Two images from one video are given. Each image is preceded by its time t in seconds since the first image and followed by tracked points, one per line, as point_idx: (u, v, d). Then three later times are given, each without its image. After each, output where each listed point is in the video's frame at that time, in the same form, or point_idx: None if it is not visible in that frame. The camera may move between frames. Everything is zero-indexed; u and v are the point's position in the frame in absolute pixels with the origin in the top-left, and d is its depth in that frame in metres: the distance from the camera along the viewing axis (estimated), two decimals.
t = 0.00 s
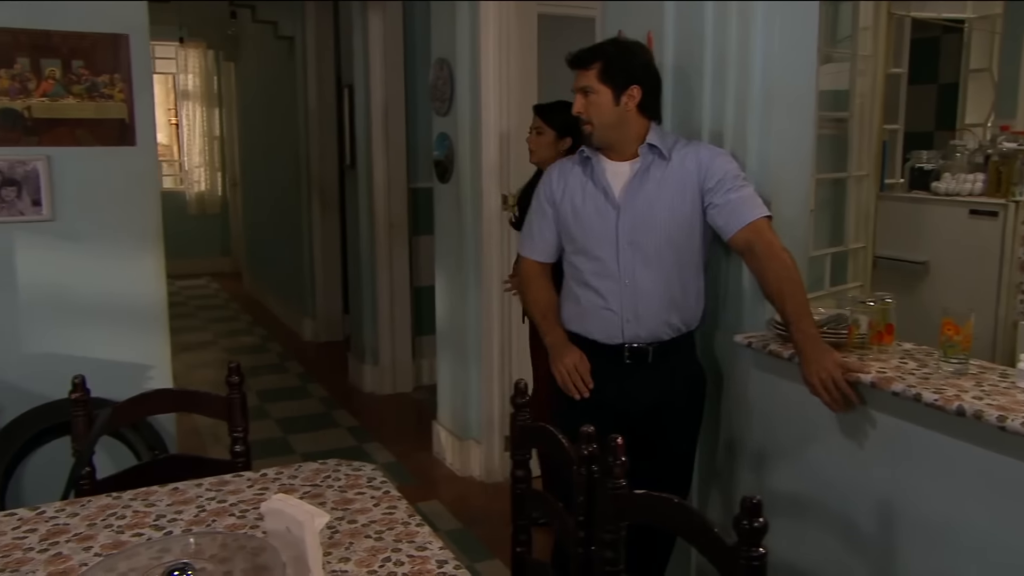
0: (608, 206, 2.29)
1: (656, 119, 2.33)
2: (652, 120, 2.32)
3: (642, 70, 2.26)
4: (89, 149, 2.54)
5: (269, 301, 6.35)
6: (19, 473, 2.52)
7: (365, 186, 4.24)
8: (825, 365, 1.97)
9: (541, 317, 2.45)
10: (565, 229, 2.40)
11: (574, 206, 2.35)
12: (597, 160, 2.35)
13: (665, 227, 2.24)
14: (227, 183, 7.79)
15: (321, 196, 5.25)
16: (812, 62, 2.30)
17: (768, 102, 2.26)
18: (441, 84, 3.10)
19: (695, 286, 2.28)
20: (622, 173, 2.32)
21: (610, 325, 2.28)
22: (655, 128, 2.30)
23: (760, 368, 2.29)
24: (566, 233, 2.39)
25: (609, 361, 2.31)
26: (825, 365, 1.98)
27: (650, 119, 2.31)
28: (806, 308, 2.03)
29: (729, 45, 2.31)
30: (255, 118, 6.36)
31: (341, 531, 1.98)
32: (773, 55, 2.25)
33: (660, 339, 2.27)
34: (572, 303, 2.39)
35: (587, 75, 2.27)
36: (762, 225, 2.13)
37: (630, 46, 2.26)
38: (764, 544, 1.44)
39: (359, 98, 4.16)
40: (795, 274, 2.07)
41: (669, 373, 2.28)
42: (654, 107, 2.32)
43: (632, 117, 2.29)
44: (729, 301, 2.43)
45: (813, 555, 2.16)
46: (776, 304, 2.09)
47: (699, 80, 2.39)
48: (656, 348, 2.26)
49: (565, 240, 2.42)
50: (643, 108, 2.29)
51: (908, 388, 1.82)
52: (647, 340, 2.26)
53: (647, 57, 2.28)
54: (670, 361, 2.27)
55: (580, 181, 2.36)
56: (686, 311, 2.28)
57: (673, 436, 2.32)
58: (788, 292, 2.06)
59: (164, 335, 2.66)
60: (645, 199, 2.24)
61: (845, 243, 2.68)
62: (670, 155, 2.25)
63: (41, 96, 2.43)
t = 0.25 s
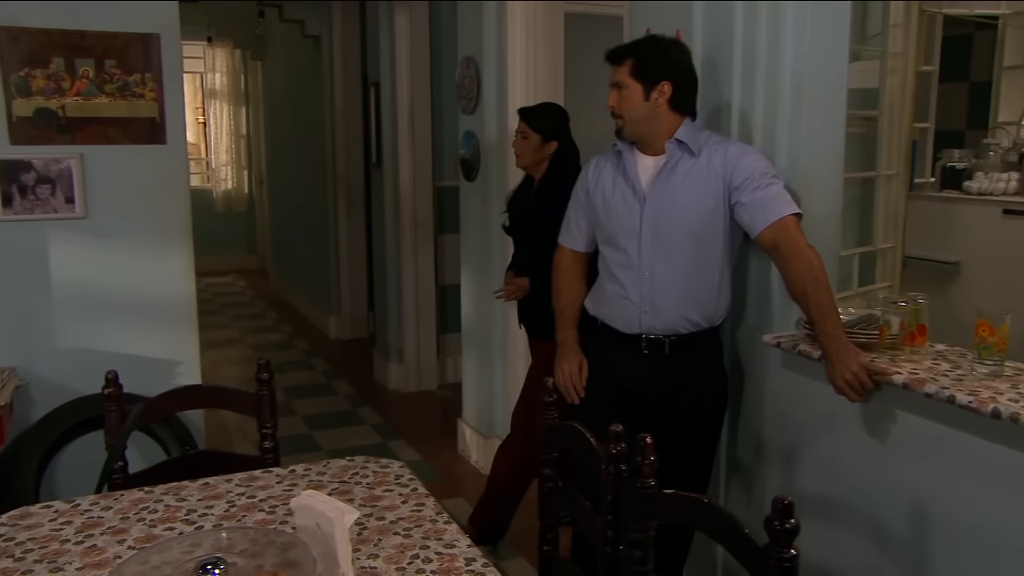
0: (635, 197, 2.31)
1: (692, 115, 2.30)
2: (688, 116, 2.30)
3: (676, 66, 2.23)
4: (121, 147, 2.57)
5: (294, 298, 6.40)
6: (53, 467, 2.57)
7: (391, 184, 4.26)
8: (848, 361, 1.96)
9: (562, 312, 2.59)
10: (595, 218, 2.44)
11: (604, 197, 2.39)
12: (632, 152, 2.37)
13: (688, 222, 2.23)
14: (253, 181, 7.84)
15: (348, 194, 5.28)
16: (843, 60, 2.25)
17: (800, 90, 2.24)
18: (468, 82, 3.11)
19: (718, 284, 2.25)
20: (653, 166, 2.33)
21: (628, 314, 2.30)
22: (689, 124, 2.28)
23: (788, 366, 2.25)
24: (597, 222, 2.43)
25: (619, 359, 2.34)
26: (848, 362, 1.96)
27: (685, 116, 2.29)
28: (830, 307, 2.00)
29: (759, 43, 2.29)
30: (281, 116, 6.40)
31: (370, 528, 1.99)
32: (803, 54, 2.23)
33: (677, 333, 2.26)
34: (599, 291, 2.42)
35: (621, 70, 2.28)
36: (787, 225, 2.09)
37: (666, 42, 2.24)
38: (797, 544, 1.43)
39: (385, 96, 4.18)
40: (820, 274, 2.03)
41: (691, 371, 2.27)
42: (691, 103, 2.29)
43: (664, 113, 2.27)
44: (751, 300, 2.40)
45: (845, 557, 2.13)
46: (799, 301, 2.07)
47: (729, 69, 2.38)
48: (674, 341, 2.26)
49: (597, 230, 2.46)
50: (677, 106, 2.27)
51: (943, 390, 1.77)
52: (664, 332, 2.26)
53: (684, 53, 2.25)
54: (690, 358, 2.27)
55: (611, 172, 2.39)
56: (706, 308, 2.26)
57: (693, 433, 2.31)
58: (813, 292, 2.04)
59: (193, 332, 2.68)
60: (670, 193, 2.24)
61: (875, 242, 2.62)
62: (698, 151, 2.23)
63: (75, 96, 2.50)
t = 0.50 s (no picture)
0: (655, 193, 2.33)
1: (718, 115, 2.30)
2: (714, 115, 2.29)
3: (703, 66, 2.23)
4: (142, 146, 2.59)
5: (311, 296, 6.42)
6: (74, 462, 2.59)
7: (408, 182, 4.27)
8: (868, 362, 1.94)
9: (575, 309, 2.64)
10: (618, 212, 2.46)
11: (626, 191, 2.42)
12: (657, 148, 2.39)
13: (704, 221, 2.23)
14: (270, 179, 7.85)
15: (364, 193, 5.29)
16: (865, 60, 2.23)
17: (820, 87, 2.23)
18: (486, 81, 3.13)
19: (731, 285, 2.25)
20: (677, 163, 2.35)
21: (641, 308, 2.32)
22: (714, 123, 2.27)
23: (808, 366, 2.23)
24: (619, 216, 2.46)
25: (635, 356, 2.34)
26: (868, 363, 1.94)
27: (711, 115, 2.28)
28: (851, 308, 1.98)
29: (780, 42, 2.28)
30: (299, 115, 6.43)
31: (389, 526, 2.00)
32: (824, 54, 2.21)
33: (687, 330, 2.26)
34: (619, 283, 2.45)
35: (648, 67, 2.29)
36: (807, 227, 2.07)
37: (694, 41, 2.24)
38: (818, 545, 1.39)
39: (403, 96, 4.19)
40: (840, 275, 2.01)
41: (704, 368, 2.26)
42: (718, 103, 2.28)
43: (689, 112, 2.27)
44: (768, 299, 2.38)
45: (865, 558, 2.11)
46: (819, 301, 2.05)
47: (749, 67, 2.37)
48: (684, 337, 2.27)
49: (619, 224, 2.49)
50: (703, 105, 2.27)
51: (965, 391, 1.75)
52: (674, 328, 2.27)
53: (712, 52, 2.25)
54: (703, 355, 2.26)
55: (635, 167, 2.41)
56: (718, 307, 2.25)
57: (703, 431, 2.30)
58: (832, 292, 2.02)
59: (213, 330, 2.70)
60: (689, 190, 2.25)
61: (895, 242, 2.61)
62: (719, 149, 2.23)
63: (97, 95, 2.53)
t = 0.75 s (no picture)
0: (670, 190, 2.34)
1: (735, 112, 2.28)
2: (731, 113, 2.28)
3: (720, 64, 2.22)
4: (164, 144, 2.61)
5: (329, 293, 6.44)
6: (97, 458, 2.62)
7: (426, 180, 4.27)
8: (890, 363, 1.92)
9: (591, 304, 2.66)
10: (635, 208, 2.49)
11: (643, 187, 2.43)
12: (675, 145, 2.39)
13: (716, 221, 2.24)
14: (289, 177, 7.85)
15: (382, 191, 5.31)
16: (888, 57, 2.22)
17: (842, 86, 2.20)
18: (504, 79, 3.13)
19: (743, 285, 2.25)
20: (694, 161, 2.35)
21: (652, 304, 2.34)
22: (732, 121, 2.26)
23: (829, 366, 2.21)
24: (636, 212, 2.48)
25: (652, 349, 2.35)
26: (888, 363, 1.93)
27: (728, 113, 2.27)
28: (873, 308, 1.96)
29: (802, 39, 2.26)
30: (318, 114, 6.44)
31: (409, 523, 2.00)
32: (848, 51, 2.19)
33: (696, 328, 2.28)
34: (634, 278, 2.48)
35: (666, 65, 2.29)
36: (825, 228, 2.05)
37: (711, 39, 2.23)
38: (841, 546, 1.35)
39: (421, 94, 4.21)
40: (862, 274, 1.99)
41: (718, 365, 2.26)
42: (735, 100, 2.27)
43: (706, 111, 2.27)
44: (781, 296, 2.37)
45: (887, 560, 2.09)
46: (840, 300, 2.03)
47: (771, 64, 2.36)
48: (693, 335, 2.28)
49: (636, 219, 2.51)
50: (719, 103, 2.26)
51: (990, 391, 1.72)
52: (683, 326, 2.29)
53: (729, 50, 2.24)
54: (714, 351, 2.26)
55: (652, 164, 2.42)
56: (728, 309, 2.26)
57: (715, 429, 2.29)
58: (853, 291, 2.00)
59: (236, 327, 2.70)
60: (703, 190, 2.25)
61: (916, 241, 2.52)
62: (735, 149, 2.22)
63: (119, 94, 2.54)
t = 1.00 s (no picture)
0: (680, 190, 2.35)
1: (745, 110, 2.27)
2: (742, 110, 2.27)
3: (729, 62, 2.21)
4: (184, 143, 2.63)
5: (345, 291, 6.46)
6: (117, 453, 2.64)
7: (443, 177, 4.27)
8: (906, 364, 1.90)
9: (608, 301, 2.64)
10: (647, 206, 2.49)
11: (654, 186, 2.44)
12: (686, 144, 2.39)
13: (724, 220, 2.23)
14: (307, 174, 7.53)
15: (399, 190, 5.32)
16: (909, 55, 2.21)
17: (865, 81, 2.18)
18: (522, 78, 3.11)
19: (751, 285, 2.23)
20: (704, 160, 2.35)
21: (661, 301, 2.35)
22: (741, 120, 2.25)
23: (849, 365, 2.19)
24: (648, 210, 2.49)
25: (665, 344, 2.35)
26: (905, 365, 1.91)
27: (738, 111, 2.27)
28: (887, 309, 1.95)
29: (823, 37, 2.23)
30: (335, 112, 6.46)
31: (428, 520, 2.01)
32: (869, 48, 2.16)
33: (703, 326, 2.28)
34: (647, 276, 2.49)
35: (675, 63, 2.28)
36: (837, 227, 2.03)
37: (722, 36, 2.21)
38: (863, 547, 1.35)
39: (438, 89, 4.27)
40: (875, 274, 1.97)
41: (727, 363, 2.24)
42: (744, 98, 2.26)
43: (715, 109, 2.26)
44: (790, 294, 2.37)
45: (907, 561, 2.07)
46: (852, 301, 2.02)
47: (791, 62, 2.33)
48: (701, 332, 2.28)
49: (649, 217, 2.51)
50: (728, 101, 2.25)
51: (1014, 392, 1.70)
52: (690, 324, 2.29)
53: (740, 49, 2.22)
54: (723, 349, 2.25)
55: (663, 163, 2.43)
56: (735, 307, 2.24)
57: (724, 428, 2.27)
58: (866, 292, 1.98)
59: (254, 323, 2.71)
60: (711, 189, 2.25)
61: (936, 240, 2.50)
62: (743, 148, 2.21)
63: (140, 92, 2.56)
